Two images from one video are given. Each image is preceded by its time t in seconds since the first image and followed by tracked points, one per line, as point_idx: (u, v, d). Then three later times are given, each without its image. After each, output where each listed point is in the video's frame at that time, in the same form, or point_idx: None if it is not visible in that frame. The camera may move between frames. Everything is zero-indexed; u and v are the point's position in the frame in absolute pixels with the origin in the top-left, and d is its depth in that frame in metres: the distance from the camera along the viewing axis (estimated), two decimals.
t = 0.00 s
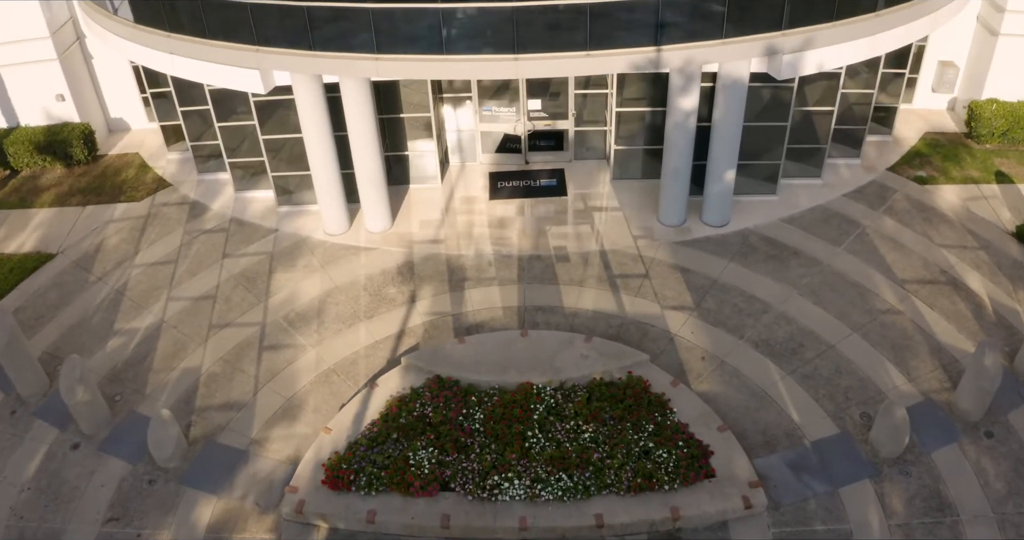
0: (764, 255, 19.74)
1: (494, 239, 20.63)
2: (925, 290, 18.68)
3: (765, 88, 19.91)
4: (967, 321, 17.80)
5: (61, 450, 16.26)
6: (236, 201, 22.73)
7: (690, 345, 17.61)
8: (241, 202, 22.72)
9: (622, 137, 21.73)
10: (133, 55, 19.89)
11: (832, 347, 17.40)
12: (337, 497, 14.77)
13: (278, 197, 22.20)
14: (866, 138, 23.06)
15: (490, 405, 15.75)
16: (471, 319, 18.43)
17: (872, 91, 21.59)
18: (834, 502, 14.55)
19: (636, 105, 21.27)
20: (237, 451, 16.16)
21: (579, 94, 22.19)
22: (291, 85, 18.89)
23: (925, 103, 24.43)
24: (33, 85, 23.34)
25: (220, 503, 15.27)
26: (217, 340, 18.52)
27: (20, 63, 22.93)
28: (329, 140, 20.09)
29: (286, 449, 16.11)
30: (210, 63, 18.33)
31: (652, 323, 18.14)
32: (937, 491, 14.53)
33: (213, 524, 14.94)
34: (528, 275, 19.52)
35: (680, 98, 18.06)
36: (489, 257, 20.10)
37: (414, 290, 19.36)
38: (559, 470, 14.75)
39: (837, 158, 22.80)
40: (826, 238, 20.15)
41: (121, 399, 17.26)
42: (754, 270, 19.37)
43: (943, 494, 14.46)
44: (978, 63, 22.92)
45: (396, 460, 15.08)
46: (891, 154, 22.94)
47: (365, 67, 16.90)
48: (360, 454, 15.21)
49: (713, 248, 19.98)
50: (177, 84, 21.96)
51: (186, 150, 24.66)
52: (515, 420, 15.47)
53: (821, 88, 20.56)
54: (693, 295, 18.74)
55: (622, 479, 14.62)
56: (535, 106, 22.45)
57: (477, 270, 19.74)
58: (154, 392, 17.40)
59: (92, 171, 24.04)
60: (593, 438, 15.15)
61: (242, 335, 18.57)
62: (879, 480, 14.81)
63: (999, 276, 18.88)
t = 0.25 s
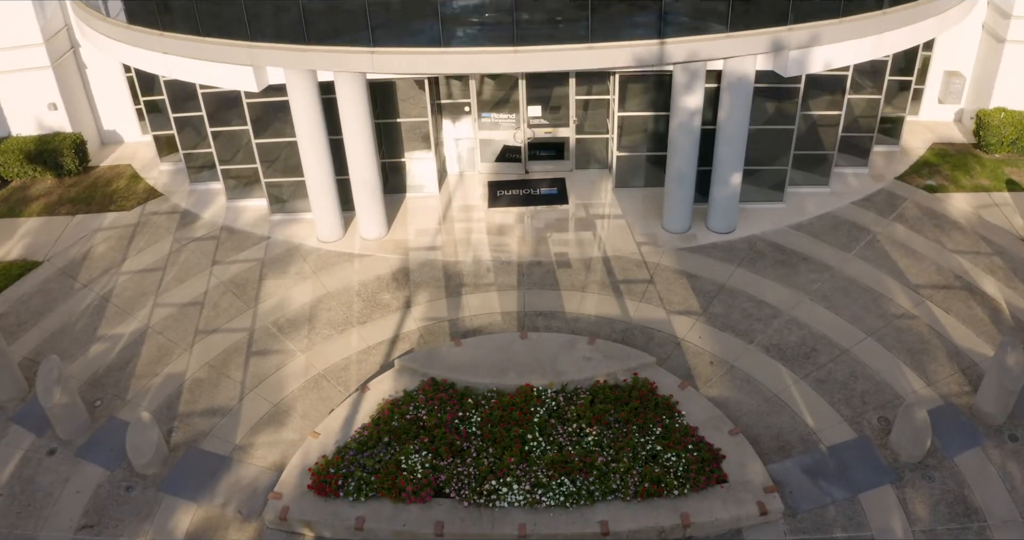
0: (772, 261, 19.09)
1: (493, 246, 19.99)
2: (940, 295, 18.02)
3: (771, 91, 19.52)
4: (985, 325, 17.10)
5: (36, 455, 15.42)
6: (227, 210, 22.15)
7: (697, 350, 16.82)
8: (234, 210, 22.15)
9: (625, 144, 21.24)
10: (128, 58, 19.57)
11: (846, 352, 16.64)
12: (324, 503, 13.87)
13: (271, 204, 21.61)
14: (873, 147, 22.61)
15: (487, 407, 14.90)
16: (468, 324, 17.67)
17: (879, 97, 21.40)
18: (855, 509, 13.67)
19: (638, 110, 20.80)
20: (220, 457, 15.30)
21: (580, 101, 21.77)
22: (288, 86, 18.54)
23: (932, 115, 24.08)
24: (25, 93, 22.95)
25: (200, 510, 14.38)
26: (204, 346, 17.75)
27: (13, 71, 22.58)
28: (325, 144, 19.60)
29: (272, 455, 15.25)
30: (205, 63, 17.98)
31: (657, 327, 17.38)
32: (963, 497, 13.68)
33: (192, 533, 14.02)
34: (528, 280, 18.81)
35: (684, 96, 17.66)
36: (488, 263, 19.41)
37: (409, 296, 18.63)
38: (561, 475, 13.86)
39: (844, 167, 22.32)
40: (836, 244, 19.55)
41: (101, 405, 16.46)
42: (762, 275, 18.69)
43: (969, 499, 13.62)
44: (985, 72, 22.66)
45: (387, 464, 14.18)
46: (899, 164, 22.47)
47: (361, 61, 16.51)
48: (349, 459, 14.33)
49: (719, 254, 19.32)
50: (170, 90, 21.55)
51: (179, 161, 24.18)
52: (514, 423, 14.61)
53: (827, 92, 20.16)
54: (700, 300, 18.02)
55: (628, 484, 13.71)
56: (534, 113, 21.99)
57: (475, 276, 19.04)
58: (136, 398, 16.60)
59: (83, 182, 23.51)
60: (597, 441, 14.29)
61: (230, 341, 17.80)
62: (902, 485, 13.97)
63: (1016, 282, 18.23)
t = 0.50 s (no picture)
0: (781, 262, 18.47)
1: (492, 248, 19.38)
2: (955, 295, 17.39)
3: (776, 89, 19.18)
4: (1004, 324, 16.42)
5: (9, 455, 14.63)
6: (220, 216, 21.61)
7: (705, 349, 16.07)
8: (226, 216, 21.60)
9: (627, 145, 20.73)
10: (122, 57, 19.25)
11: (861, 351, 15.92)
12: (310, 502, 13.03)
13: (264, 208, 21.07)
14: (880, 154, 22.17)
15: (485, 403, 14.11)
16: (466, 323, 16.95)
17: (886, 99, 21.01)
18: (877, 508, 12.85)
19: (641, 111, 20.37)
20: (203, 457, 14.51)
21: (581, 104, 21.38)
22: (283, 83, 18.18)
23: (938, 124, 23.68)
24: (17, 99, 22.60)
25: (179, 511, 13.54)
26: (190, 347, 17.05)
27: (6, 76, 22.26)
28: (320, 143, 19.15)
29: (257, 455, 14.44)
30: (199, 57, 17.65)
31: (662, 326, 16.68)
32: (991, 495, 12.87)
33: (169, 535, 13.17)
34: (528, 281, 18.16)
35: (689, 89, 17.26)
36: (486, 265, 18.78)
37: (404, 297, 17.96)
38: (564, 471, 13.02)
39: (851, 173, 21.85)
40: (846, 247, 18.98)
41: (81, 404, 15.71)
42: (770, 276, 18.06)
43: (996, 497, 12.82)
44: (991, 79, 22.36)
45: (378, 460, 13.35)
46: (907, 171, 22.01)
47: (358, 51, 16.23)
48: (338, 456, 13.50)
49: (725, 255, 18.70)
50: (164, 93, 21.18)
51: (172, 169, 23.72)
52: (514, 418, 13.81)
53: (833, 92, 19.80)
54: (707, 300, 17.34)
55: (635, 482, 12.88)
56: (535, 116, 21.56)
57: (473, 277, 18.39)
58: (117, 398, 15.85)
59: (74, 190, 23.02)
60: (602, 437, 13.47)
61: (217, 342, 17.10)
62: (925, 483, 13.18)
63: None
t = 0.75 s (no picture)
0: (789, 261, 17.89)
1: (491, 249, 18.82)
2: (970, 293, 16.79)
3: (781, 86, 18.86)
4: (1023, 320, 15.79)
5: None
6: (212, 220, 21.10)
7: (714, 345, 15.36)
8: (218, 220, 21.08)
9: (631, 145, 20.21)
10: (116, 56, 19.00)
11: (876, 347, 15.27)
12: (296, 494, 12.24)
13: (257, 209, 20.55)
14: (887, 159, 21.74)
15: (484, 394, 13.37)
16: (464, 320, 16.28)
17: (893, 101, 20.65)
18: (901, 501, 12.10)
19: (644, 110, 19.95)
20: (184, 452, 13.75)
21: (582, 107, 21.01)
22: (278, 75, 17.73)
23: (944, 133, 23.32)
24: (11, 104, 22.27)
25: (156, 506, 12.75)
26: (176, 344, 16.38)
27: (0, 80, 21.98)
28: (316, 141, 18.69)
29: (241, 450, 13.67)
30: (194, 51, 17.36)
31: (668, 323, 16.01)
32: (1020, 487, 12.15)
33: (145, 531, 12.36)
34: (528, 280, 17.55)
35: (693, 82, 16.89)
36: (485, 264, 18.19)
37: (400, 295, 17.34)
38: (567, 462, 12.22)
39: (858, 178, 21.41)
40: (855, 246, 18.44)
41: (60, 400, 15.01)
42: (779, 274, 17.47)
43: None
44: (997, 85, 22.08)
45: (368, 451, 12.56)
46: (915, 177, 21.58)
47: (354, 37, 15.98)
48: (326, 447, 12.73)
49: (731, 255, 18.12)
50: (158, 94, 20.83)
51: (166, 176, 23.29)
52: (514, 408, 13.06)
53: (839, 91, 19.47)
54: (714, 297, 16.70)
55: (643, 473, 12.07)
56: (535, 118, 21.09)
57: (471, 276, 17.79)
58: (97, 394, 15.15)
59: (66, 196, 22.54)
60: (607, 427, 12.71)
61: (205, 339, 16.44)
62: (950, 475, 12.44)
63: None
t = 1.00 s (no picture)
0: (797, 258, 17.35)
1: (490, 247, 18.29)
2: (985, 287, 16.24)
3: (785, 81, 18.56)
4: None
5: None
6: (204, 222, 20.61)
7: (721, 336, 14.71)
8: (210, 222, 20.58)
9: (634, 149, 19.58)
10: (111, 53, 18.74)
11: (890, 338, 14.63)
12: (279, 481, 11.47)
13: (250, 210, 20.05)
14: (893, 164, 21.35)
15: (481, 379, 12.67)
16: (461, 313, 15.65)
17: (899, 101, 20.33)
18: (925, 487, 11.38)
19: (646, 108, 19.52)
20: (164, 442, 13.03)
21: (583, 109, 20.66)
22: (273, 66, 17.27)
23: (950, 141, 22.94)
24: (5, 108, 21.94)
25: (132, 495, 12.00)
26: (161, 338, 15.76)
27: None
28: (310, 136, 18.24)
29: (224, 440, 12.94)
30: (190, 42, 17.12)
31: (674, 315, 15.39)
32: None
33: (118, 520, 11.60)
34: (528, 275, 16.98)
35: (695, 74, 16.59)
36: (483, 262, 17.64)
37: (395, 291, 16.75)
38: (569, 446, 11.46)
39: (865, 182, 20.98)
40: (865, 245, 17.93)
41: (38, 392, 14.35)
42: (787, 270, 16.90)
43: None
44: (1002, 91, 21.79)
45: (358, 435, 11.82)
46: (922, 181, 21.17)
47: (352, 25, 15.67)
48: (313, 432, 12.00)
49: (737, 252, 17.58)
50: (152, 94, 20.49)
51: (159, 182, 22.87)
52: (513, 392, 12.35)
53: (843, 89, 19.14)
54: (721, 291, 16.11)
55: (651, 457, 11.29)
56: (535, 119, 20.52)
57: (469, 272, 17.23)
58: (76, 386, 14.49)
59: (58, 202, 22.08)
60: (611, 411, 11.97)
61: (192, 333, 15.82)
62: (976, 462, 11.74)
63: None
